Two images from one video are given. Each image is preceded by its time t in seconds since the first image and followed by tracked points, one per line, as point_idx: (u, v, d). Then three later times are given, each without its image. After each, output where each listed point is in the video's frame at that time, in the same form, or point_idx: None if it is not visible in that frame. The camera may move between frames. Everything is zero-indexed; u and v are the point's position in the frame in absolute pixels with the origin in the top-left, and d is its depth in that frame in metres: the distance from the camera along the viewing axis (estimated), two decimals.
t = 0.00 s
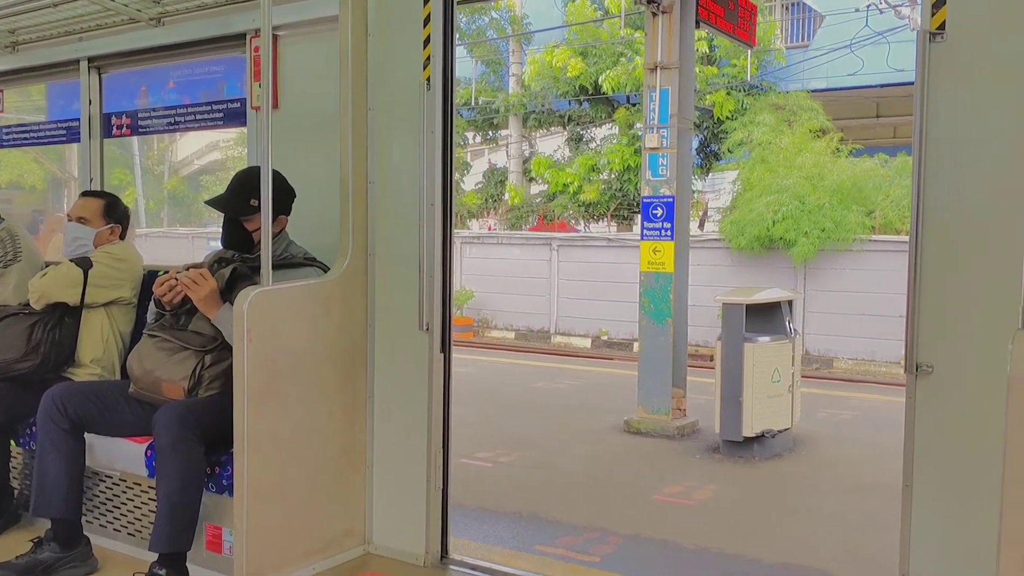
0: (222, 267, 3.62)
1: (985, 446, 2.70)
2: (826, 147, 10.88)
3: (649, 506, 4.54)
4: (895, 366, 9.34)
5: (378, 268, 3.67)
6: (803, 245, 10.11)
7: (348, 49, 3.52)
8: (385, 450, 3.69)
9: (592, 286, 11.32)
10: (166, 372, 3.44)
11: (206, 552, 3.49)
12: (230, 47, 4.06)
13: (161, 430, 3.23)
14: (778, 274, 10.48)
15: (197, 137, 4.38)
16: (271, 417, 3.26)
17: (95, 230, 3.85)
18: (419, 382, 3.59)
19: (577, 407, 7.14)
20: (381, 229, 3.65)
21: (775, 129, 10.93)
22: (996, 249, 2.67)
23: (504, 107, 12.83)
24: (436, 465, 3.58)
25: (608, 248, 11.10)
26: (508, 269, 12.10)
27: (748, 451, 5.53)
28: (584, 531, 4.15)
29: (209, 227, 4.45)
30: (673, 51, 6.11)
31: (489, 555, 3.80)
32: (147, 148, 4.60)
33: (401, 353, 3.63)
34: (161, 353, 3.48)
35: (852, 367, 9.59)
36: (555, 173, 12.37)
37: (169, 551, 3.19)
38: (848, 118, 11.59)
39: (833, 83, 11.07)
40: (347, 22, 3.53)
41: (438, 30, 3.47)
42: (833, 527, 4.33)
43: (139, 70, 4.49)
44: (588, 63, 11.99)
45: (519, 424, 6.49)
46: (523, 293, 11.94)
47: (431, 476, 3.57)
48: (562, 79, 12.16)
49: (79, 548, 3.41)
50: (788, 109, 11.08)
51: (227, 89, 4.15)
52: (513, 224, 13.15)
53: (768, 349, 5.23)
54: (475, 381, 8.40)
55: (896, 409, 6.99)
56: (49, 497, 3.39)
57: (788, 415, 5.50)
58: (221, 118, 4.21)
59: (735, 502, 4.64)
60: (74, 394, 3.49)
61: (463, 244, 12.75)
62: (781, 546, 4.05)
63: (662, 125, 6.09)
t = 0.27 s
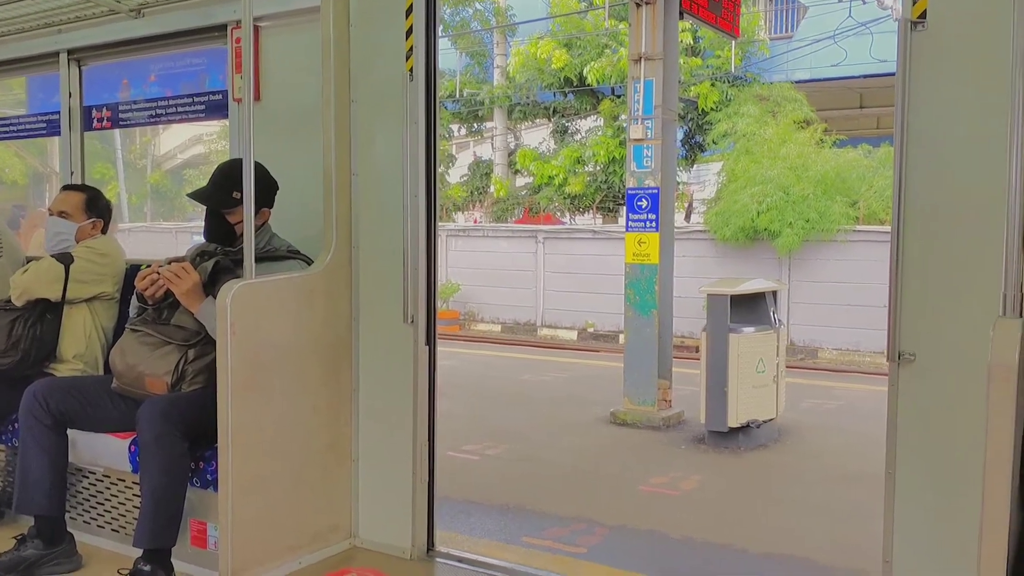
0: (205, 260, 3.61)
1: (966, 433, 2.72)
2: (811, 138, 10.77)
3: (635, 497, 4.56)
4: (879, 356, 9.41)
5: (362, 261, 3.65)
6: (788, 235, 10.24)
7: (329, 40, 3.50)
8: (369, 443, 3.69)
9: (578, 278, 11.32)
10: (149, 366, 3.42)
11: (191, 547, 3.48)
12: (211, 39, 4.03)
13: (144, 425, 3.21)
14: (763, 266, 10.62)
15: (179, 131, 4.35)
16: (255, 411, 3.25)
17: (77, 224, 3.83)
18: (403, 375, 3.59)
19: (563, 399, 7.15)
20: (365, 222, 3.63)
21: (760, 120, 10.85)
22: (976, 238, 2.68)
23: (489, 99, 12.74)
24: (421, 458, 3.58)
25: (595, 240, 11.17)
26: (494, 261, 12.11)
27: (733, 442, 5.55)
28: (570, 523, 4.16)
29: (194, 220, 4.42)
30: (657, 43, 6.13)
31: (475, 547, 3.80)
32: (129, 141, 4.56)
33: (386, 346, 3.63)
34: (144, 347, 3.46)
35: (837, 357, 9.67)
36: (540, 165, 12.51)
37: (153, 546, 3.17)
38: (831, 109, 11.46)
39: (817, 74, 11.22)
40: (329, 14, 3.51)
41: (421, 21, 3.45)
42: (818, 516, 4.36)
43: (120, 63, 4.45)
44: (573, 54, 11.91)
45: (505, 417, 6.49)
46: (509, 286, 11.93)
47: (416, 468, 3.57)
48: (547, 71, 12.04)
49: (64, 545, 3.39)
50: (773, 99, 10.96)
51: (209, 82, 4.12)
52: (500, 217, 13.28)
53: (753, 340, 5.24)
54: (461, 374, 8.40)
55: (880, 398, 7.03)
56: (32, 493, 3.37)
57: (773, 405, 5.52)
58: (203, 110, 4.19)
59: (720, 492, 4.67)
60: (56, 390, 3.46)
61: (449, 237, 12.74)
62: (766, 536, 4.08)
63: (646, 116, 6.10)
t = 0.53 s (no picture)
0: (184, 263, 3.58)
1: (941, 429, 2.75)
2: (791, 140, 10.90)
3: (617, 498, 4.57)
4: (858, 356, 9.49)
5: (343, 263, 3.65)
6: (768, 237, 10.28)
7: (309, 42, 3.50)
8: (351, 445, 3.68)
9: (561, 279, 11.33)
10: (128, 369, 3.42)
11: (171, 550, 3.45)
12: (189, 42, 4.02)
13: (123, 428, 3.18)
14: (744, 267, 10.59)
15: (158, 134, 4.34)
16: (235, 413, 3.23)
17: (55, 228, 3.78)
18: (384, 377, 3.58)
19: (545, 400, 7.16)
20: (346, 223, 3.63)
21: (739, 123, 11.02)
22: (950, 237, 2.71)
23: (471, 102, 12.84)
24: (403, 459, 3.57)
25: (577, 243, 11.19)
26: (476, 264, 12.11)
27: (715, 442, 5.57)
28: (552, 523, 4.17)
29: (173, 223, 4.41)
30: (637, 45, 6.16)
31: (458, 548, 3.80)
32: (108, 145, 4.56)
33: (367, 348, 3.62)
34: (122, 351, 3.46)
35: (817, 357, 9.83)
36: (522, 168, 12.46)
37: (134, 549, 3.15)
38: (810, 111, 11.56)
39: (794, 78, 11.16)
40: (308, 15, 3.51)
41: (400, 23, 3.46)
42: (799, 515, 4.38)
43: (98, 65, 4.44)
44: (554, 57, 11.94)
45: (489, 419, 6.49)
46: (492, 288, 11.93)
47: (398, 470, 3.56)
48: (528, 74, 12.18)
49: (42, 549, 3.35)
50: (752, 102, 11.05)
51: (188, 85, 4.12)
52: (481, 220, 13.10)
53: (733, 340, 5.28)
54: (444, 376, 8.40)
55: (860, 398, 7.08)
56: (10, 498, 3.33)
57: (754, 405, 5.55)
58: (182, 114, 4.19)
59: (702, 492, 4.69)
60: (34, 393, 3.44)
61: (431, 240, 12.73)
62: (747, 535, 4.10)
63: (627, 119, 6.13)
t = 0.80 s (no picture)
0: (160, 257, 3.57)
1: (914, 424, 2.78)
2: (771, 137, 10.87)
3: (597, 493, 4.58)
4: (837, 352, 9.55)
5: (322, 258, 3.64)
6: (748, 234, 10.30)
7: (288, 35, 3.48)
8: (330, 441, 3.67)
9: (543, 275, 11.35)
10: (105, 364, 3.38)
11: (148, 546, 3.44)
12: (169, 34, 4.00)
13: (100, 423, 3.17)
14: (724, 264, 10.71)
15: (136, 127, 4.31)
16: (214, 409, 3.22)
17: (31, 221, 3.73)
18: (364, 372, 3.58)
19: (525, 396, 7.17)
20: (325, 218, 3.62)
21: (721, 119, 11.00)
22: (925, 234, 2.74)
23: (452, 97, 12.77)
24: (382, 455, 3.57)
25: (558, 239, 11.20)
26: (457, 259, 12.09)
27: (693, 438, 5.60)
28: (531, 519, 4.18)
29: (151, 216, 4.41)
30: (619, 42, 6.18)
31: (437, 544, 3.80)
32: (86, 137, 4.54)
33: (346, 343, 3.61)
34: (99, 345, 3.41)
35: (795, 353, 9.84)
36: (504, 163, 12.41)
37: (111, 545, 3.12)
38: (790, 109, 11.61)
39: (776, 75, 11.24)
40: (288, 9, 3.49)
41: (381, 17, 3.45)
42: (777, 510, 4.41)
43: (76, 57, 4.40)
44: (537, 53, 11.99)
45: (469, 415, 6.48)
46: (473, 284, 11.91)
47: (377, 466, 3.56)
48: (510, 69, 12.13)
49: (18, 545, 3.32)
50: (733, 100, 11.09)
51: (167, 78, 4.09)
52: (463, 215, 13.18)
53: (712, 337, 5.32)
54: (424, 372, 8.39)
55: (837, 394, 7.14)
56: None
57: (733, 400, 5.59)
58: (160, 106, 4.17)
59: (681, 488, 4.71)
60: (10, 389, 3.42)
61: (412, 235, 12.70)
62: (726, 531, 4.12)
63: (608, 115, 6.15)
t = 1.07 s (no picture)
0: (139, 260, 3.55)
1: (888, 429, 2.80)
2: (751, 142, 10.97)
3: (577, 497, 4.59)
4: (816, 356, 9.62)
5: (301, 261, 3.63)
6: (729, 238, 10.41)
7: (268, 38, 3.47)
8: (309, 446, 3.66)
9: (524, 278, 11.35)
10: (81, 369, 3.37)
11: (125, 552, 3.41)
12: (148, 36, 3.97)
13: (76, 428, 3.15)
14: (705, 268, 10.75)
15: (115, 130, 4.29)
16: (191, 414, 3.20)
17: (5, 223, 3.71)
18: (343, 377, 3.56)
19: (506, 400, 7.17)
20: (305, 222, 3.61)
21: (702, 123, 11.13)
22: (901, 239, 2.76)
23: (434, 100, 12.73)
24: (361, 460, 3.56)
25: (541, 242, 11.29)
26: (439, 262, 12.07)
27: (673, 441, 5.63)
28: (511, 523, 4.18)
29: (131, 219, 4.37)
30: (600, 46, 6.20)
31: (417, 549, 3.80)
32: (65, 139, 4.48)
33: (325, 347, 3.60)
34: (76, 350, 3.41)
35: (776, 357, 9.99)
36: (486, 167, 12.45)
37: (86, 551, 3.08)
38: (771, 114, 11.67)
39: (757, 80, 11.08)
40: (268, 12, 3.48)
41: (361, 21, 3.44)
42: (755, 513, 4.44)
43: (54, 59, 4.36)
44: (518, 55, 11.97)
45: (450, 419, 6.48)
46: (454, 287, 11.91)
47: (356, 471, 3.55)
48: (492, 72, 12.16)
49: None
50: (714, 103, 11.14)
51: (147, 80, 4.06)
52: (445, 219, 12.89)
53: (692, 340, 5.34)
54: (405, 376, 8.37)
55: (815, 397, 7.18)
56: None
57: (712, 404, 5.62)
58: (138, 108, 4.13)
59: (661, 491, 4.73)
60: None
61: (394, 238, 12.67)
62: (705, 535, 4.13)
63: (589, 119, 6.17)
